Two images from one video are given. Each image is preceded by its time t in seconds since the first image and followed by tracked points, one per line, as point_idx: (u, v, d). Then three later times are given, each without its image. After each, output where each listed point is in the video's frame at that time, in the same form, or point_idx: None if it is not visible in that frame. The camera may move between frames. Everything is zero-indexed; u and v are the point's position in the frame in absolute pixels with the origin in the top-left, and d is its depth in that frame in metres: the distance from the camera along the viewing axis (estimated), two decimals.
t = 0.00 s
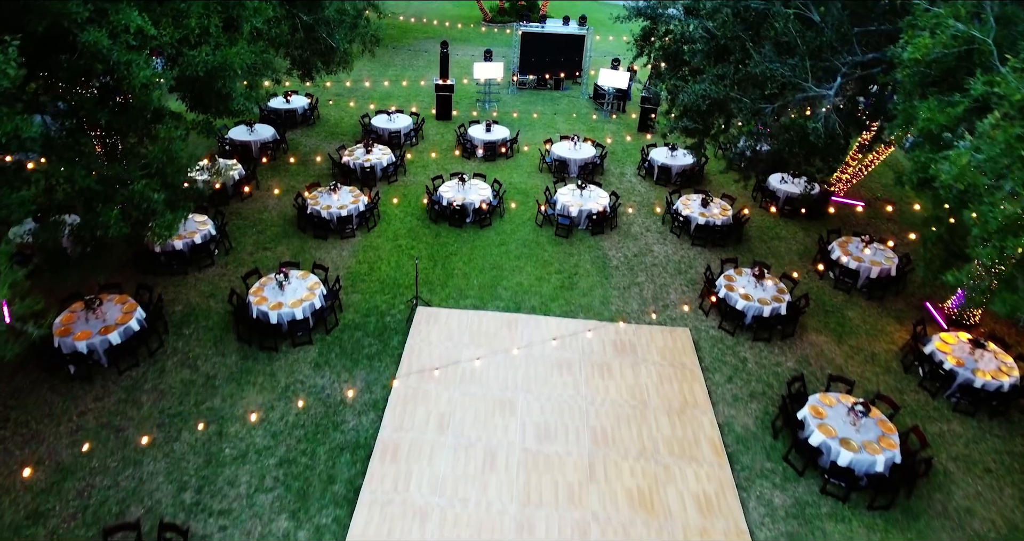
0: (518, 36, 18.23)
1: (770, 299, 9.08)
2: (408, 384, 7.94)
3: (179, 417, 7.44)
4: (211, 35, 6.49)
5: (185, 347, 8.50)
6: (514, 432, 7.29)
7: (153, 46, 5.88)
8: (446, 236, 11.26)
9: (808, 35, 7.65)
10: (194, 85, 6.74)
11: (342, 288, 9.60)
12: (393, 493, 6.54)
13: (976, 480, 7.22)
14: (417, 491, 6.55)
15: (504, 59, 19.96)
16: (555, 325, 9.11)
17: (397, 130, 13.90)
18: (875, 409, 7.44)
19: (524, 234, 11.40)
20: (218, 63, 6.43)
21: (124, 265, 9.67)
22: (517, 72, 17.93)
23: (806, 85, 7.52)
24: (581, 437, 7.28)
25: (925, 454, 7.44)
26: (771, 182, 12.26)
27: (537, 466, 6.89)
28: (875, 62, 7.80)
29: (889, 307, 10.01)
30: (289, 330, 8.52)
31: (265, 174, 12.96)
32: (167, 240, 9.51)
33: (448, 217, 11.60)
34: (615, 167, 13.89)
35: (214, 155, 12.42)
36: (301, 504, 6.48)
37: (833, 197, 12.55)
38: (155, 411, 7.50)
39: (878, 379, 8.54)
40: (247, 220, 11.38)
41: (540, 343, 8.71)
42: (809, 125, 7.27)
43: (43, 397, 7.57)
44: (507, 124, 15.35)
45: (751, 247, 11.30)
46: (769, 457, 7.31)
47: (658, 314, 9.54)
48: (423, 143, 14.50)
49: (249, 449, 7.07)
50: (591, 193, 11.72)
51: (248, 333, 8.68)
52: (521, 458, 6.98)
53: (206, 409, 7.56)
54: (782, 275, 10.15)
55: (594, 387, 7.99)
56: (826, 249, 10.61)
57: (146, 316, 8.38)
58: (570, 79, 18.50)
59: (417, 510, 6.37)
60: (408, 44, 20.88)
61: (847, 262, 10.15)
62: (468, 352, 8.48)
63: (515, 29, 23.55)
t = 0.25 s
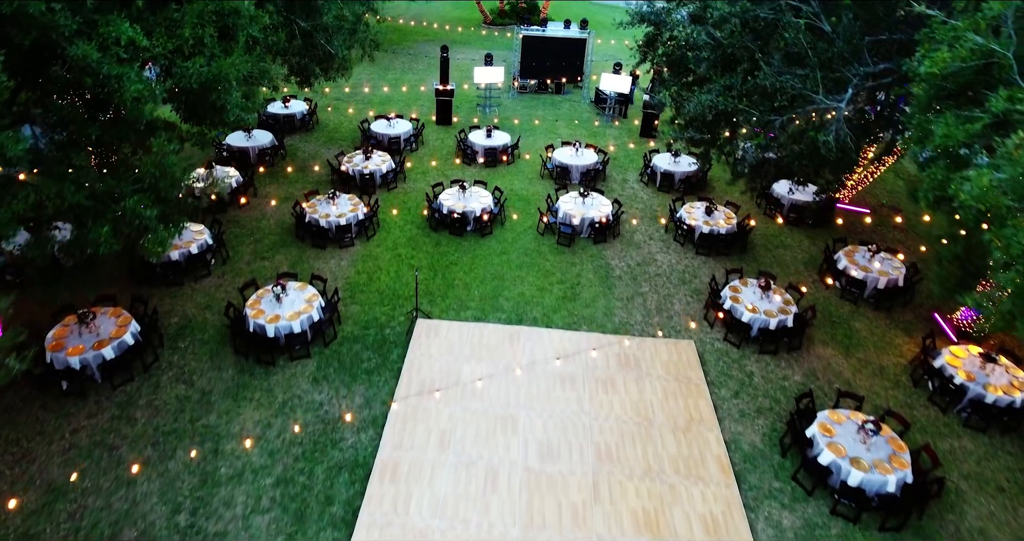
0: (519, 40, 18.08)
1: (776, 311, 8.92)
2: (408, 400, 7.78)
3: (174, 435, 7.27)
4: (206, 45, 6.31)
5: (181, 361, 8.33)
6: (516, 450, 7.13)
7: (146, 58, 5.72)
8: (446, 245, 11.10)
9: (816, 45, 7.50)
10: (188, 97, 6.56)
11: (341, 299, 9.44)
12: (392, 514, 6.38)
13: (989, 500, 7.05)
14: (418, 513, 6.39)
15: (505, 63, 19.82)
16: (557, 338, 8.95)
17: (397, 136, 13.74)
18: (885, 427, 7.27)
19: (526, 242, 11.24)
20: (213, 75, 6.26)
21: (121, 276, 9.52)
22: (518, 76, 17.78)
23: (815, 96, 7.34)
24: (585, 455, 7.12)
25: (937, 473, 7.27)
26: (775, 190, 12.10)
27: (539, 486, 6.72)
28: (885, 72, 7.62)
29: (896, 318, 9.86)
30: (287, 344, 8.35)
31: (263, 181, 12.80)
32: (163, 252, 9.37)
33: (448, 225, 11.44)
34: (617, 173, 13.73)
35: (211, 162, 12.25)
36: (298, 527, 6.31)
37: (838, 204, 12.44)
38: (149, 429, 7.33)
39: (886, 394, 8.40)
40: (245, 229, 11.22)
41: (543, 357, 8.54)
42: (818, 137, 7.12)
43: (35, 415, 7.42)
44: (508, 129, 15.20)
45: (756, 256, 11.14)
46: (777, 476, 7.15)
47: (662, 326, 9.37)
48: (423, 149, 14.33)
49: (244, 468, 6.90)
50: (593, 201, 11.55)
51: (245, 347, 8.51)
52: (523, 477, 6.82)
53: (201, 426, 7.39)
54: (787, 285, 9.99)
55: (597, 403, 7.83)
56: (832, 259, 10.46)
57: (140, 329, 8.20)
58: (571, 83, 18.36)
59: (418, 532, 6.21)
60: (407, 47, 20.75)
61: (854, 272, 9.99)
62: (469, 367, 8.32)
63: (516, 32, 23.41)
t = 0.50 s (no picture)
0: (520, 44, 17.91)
1: (784, 324, 8.73)
2: (408, 417, 7.60)
3: (169, 454, 7.09)
4: (201, 56, 6.13)
5: (176, 377, 8.15)
6: (519, 470, 6.95)
7: (138, 70, 5.55)
8: (447, 254, 10.93)
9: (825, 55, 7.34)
10: (183, 110, 6.39)
11: (340, 311, 9.27)
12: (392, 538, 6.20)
13: (1004, 521, 6.87)
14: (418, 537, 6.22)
15: (506, 66, 19.65)
16: (560, 352, 8.77)
17: (397, 142, 13.57)
18: (898, 445, 7.08)
19: (528, 252, 11.07)
20: (208, 87, 6.10)
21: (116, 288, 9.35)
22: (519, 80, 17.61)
23: (826, 107, 7.17)
24: (590, 475, 6.94)
25: (951, 493, 7.10)
26: (781, 197, 11.93)
27: (543, 509, 6.55)
28: (898, 83, 7.43)
29: (905, 330, 9.68)
30: (284, 358, 8.17)
31: (261, 188, 12.62)
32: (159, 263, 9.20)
33: (449, 234, 11.27)
34: (620, 180, 13.56)
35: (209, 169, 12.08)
36: None
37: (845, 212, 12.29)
38: (144, 448, 7.15)
39: (896, 410, 8.23)
40: (242, 237, 11.04)
41: (546, 372, 8.37)
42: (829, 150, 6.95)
43: (27, 433, 7.25)
44: (509, 134, 15.03)
45: (762, 266, 10.96)
46: (786, 496, 6.97)
47: (667, 339, 9.20)
48: (423, 155, 14.16)
49: (241, 489, 6.73)
50: (597, 209, 11.37)
51: (242, 361, 8.33)
52: (527, 498, 6.65)
53: (197, 445, 7.22)
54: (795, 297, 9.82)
55: (602, 420, 7.65)
56: (840, 269, 10.28)
57: (135, 343, 8.01)
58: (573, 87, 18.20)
59: None
60: (408, 50, 20.58)
61: (862, 283, 9.81)
62: (470, 382, 8.15)
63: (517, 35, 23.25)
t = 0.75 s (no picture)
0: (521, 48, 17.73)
1: (792, 338, 8.53)
2: (409, 436, 7.42)
3: (164, 475, 6.91)
4: (195, 68, 5.95)
5: (172, 393, 7.97)
6: (523, 492, 6.77)
7: (130, 84, 5.37)
8: (448, 264, 10.74)
9: (835, 66, 7.16)
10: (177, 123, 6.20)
11: (339, 324, 9.09)
12: None
13: None
14: None
15: (507, 70, 19.47)
16: (564, 366, 8.59)
17: (398, 148, 13.38)
18: (911, 466, 6.88)
19: (530, 261, 10.89)
20: (202, 100, 5.95)
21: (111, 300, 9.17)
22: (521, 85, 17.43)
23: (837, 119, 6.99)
24: (596, 497, 6.76)
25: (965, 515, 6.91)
26: (787, 206, 11.74)
27: (548, 533, 6.37)
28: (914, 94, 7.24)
29: (915, 343, 9.50)
30: (282, 374, 7.99)
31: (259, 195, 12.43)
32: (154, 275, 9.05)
33: (450, 243, 11.07)
34: (623, 187, 13.38)
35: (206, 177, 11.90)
36: None
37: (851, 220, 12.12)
38: (137, 469, 6.97)
39: (908, 427, 8.05)
40: (240, 247, 10.86)
41: (550, 388, 8.19)
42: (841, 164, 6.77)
43: (19, 453, 7.07)
44: (511, 140, 14.85)
45: (768, 276, 10.78)
46: (797, 519, 6.79)
47: (673, 353, 9.02)
48: (423, 161, 13.98)
49: (236, 512, 6.54)
50: (600, 218, 11.18)
51: (238, 377, 8.14)
52: (531, 522, 6.47)
53: (192, 465, 7.04)
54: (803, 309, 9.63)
55: (608, 439, 7.47)
56: (848, 279, 10.08)
57: (129, 360, 7.81)
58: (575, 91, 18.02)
59: None
60: (408, 53, 20.41)
61: (871, 294, 9.62)
62: (472, 399, 7.97)
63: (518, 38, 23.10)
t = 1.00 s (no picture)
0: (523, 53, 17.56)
1: (801, 354, 8.32)
2: (409, 457, 7.23)
3: (157, 498, 6.72)
4: (188, 81, 5.77)
5: (166, 411, 7.78)
6: (527, 517, 6.57)
7: (120, 99, 5.19)
8: (449, 275, 10.55)
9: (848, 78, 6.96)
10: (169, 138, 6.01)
11: (338, 339, 8.89)
12: None
13: None
14: None
15: (509, 75, 19.32)
16: (568, 383, 8.40)
17: (398, 154, 13.20)
18: (927, 490, 6.67)
19: (533, 272, 10.71)
20: (195, 114, 5.77)
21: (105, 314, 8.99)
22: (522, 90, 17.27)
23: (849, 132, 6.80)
24: (602, 522, 6.56)
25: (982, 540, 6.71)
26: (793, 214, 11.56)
27: None
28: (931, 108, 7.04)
29: (925, 358, 9.30)
30: (279, 392, 7.79)
31: (257, 204, 12.25)
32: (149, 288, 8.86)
33: (451, 253, 10.87)
34: (626, 195, 13.19)
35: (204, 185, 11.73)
36: None
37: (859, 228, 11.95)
38: (130, 492, 6.78)
39: (920, 446, 7.84)
40: (237, 257, 10.67)
41: (554, 407, 7.99)
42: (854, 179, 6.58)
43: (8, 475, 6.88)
44: (512, 147, 14.67)
45: (775, 287, 10.59)
46: None
47: (679, 368, 8.83)
48: (424, 168, 13.80)
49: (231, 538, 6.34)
50: (604, 228, 10.98)
51: (234, 394, 7.94)
52: None
53: (186, 488, 6.84)
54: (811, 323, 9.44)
55: (614, 460, 7.27)
56: (856, 291, 9.88)
57: (123, 377, 7.62)
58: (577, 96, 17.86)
59: None
60: (408, 57, 20.23)
61: (881, 306, 9.41)
62: (474, 418, 7.78)
63: (519, 41, 22.94)
